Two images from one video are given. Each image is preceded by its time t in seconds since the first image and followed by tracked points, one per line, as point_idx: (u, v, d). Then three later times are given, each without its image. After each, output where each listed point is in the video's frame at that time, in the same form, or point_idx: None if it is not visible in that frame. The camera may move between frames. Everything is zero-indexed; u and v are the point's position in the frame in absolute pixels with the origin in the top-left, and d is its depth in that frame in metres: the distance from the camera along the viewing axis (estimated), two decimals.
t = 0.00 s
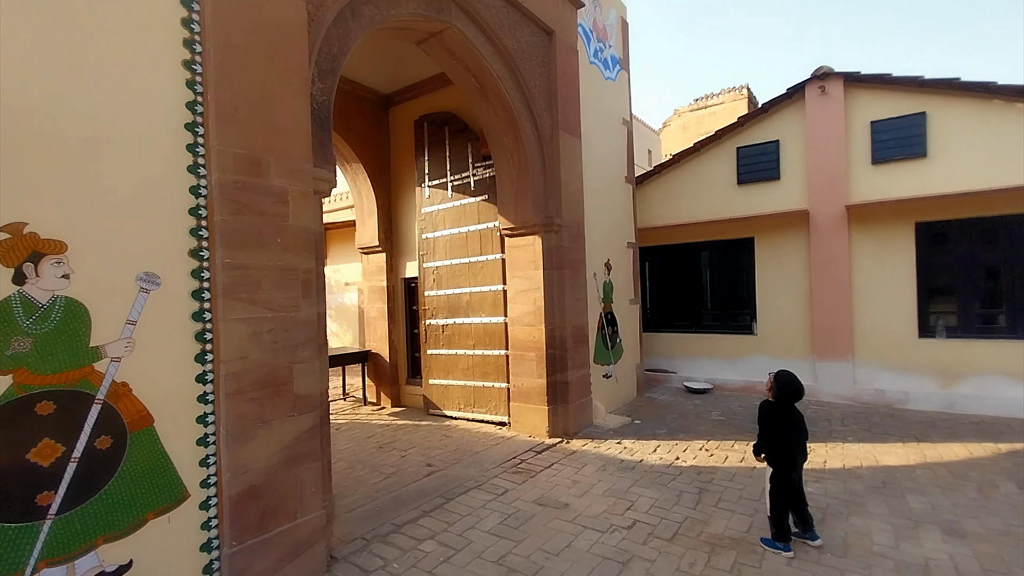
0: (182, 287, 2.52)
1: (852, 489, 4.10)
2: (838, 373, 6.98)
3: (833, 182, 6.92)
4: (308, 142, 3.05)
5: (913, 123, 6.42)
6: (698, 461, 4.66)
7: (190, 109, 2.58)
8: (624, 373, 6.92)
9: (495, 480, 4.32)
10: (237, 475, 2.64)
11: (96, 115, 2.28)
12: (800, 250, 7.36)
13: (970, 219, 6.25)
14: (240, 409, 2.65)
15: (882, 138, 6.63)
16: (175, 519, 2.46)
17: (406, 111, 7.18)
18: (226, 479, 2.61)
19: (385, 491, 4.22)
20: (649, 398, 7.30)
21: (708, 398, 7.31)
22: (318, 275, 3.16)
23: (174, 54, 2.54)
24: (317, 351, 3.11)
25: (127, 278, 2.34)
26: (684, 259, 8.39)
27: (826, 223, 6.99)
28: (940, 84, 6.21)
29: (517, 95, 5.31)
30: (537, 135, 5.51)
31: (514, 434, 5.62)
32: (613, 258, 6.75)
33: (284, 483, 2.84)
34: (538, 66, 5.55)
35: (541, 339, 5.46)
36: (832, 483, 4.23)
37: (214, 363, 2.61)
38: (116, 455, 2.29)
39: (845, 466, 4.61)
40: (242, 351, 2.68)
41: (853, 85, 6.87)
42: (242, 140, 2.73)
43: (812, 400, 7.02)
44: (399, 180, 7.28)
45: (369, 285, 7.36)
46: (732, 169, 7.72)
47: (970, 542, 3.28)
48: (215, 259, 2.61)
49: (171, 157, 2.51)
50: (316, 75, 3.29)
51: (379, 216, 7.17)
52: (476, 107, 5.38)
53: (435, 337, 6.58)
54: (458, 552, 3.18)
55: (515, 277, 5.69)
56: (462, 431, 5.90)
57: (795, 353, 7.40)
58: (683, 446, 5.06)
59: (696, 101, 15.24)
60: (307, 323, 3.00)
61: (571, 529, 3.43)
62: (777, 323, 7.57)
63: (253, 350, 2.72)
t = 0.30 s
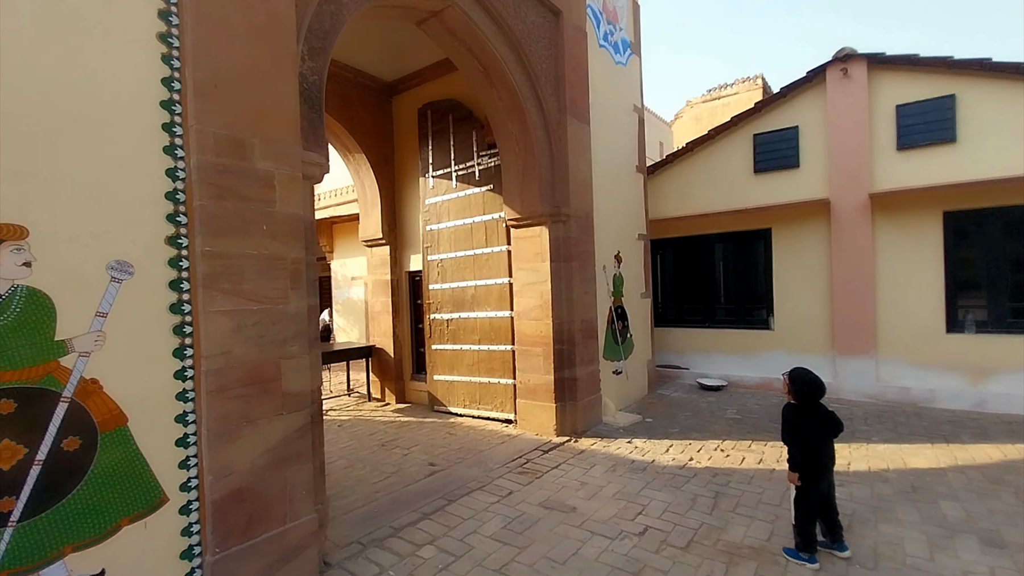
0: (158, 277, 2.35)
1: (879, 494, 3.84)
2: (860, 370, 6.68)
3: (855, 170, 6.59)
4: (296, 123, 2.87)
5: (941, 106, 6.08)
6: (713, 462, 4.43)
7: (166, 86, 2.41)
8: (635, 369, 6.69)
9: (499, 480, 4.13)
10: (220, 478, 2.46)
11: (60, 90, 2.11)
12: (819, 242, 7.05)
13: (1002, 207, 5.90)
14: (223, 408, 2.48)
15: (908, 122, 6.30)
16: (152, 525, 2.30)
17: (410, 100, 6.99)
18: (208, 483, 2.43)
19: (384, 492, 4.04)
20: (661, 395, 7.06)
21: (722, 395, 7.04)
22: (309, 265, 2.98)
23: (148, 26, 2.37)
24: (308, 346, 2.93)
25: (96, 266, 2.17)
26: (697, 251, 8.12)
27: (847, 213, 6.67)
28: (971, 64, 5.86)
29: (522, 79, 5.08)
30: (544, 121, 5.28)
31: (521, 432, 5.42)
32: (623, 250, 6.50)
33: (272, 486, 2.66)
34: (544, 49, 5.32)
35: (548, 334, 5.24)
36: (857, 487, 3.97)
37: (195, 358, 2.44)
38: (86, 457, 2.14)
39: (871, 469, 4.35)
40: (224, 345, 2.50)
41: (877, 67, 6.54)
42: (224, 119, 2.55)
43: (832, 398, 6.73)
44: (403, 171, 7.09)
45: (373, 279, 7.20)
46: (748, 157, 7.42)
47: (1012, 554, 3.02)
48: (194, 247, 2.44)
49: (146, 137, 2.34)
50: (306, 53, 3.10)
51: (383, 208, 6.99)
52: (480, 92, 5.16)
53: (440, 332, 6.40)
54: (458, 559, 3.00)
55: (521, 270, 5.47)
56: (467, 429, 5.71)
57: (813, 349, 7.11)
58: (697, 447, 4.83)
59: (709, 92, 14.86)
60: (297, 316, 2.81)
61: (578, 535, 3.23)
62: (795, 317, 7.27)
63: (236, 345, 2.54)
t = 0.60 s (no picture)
0: (122, 272, 2.11)
1: (916, 507, 3.54)
2: (884, 370, 6.35)
3: (881, 159, 6.25)
4: (280, 104, 2.61)
5: (975, 90, 5.71)
6: (733, 470, 4.15)
7: (131, 59, 2.17)
8: (647, 369, 6.41)
9: (505, 489, 3.88)
10: (194, 494, 2.23)
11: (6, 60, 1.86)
12: (841, 235, 6.71)
13: None
14: (197, 417, 2.24)
15: (939, 108, 5.93)
16: (117, 548, 2.08)
17: (412, 88, 6.73)
18: (181, 500, 2.20)
19: (383, 500, 3.81)
20: (673, 395, 6.77)
21: (738, 396, 6.74)
22: (296, 260, 2.73)
23: None
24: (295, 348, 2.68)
25: (50, 260, 1.94)
26: (711, 246, 7.83)
27: (872, 204, 6.33)
28: (1007, 45, 5.49)
29: (529, 63, 4.81)
30: (552, 108, 5.00)
31: (528, 435, 5.16)
32: (635, 244, 6.21)
33: (254, 502, 2.42)
34: (552, 31, 5.03)
35: (557, 333, 4.97)
36: (891, 499, 3.68)
37: (165, 363, 2.20)
38: (39, 475, 1.91)
39: (903, 478, 4.05)
40: (198, 348, 2.26)
41: (904, 50, 6.18)
42: (197, 97, 2.30)
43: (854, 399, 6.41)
44: (405, 162, 6.84)
45: (375, 275, 6.96)
46: (765, 146, 7.09)
47: None
48: (163, 238, 2.20)
49: (107, 116, 2.10)
50: (293, 28, 2.85)
51: (384, 202, 6.75)
52: (484, 76, 4.88)
53: (444, 330, 6.15)
54: None
55: (528, 265, 5.20)
56: (471, 431, 5.47)
57: (834, 347, 6.78)
58: (715, 452, 4.55)
59: (720, 84, 14.45)
60: (281, 315, 2.56)
61: (590, 552, 2.97)
62: (815, 315, 6.95)
63: (212, 348, 2.30)
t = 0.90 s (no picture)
0: (85, 270, 1.93)
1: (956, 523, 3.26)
2: (913, 372, 6.02)
3: (910, 148, 5.90)
4: (263, 87, 2.42)
5: (1014, 73, 5.34)
6: (755, 479, 3.89)
7: (95, 37, 1.98)
8: (661, 370, 6.14)
9: (510, 499, 3.66)
10: (167, 511, 2.05)
11: None
12: (867, 229, 6.38)
13: None
14: (170, 428, 2.06)
15: (974, 93, 5.58)
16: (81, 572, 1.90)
17: (417, 80, 6.52)
18: (152, 518, 2.02)
19: (382, 510, 3.62)
20: (689, 397, 6.50)
21: (757, 398, 6.45)
22: (282, 257, 2.54)
23: None
24: (281, 352, 2.49)
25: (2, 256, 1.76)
26: (728, 241, 7.53)
27: (900, 196, 5.99)
28: None
29: (537, 49, 4.57)
30: (561, 96, 4.75)
31: (536, 439, 4.94)
32: (648, 240, 5.94)
33: (234, 518, 2.24)
34: (561, 15, 4.79)
35: (566, 333, 4.74)
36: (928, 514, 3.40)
37: (134, 369, 2.02)
38: None
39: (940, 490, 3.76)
40: (171, 352, 2.07)
41: (936, 32, 5.82)
42: (170, 79, 2.11)
43: (881, 402, 6.08)
44: (410, 156, 6.64)
45: (380, 272, 6.79)
46: (786, 136, 6.78)
47: None
48: (131, 233, 2.01)
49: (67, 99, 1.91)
50: (279, 7, 2.65)
51: (389, 197, 6.55)
52: (490, 64, 4.64)
53: (450, 330, 5.95)
54: None
55: (536, 262, 4.97)
56: (477, 434, 5.26)
57: (859, 348, 6.46)
58: (734, 460, 4.28)
59: (735, 77, 14.03)
60: (265, 316, 2.37)
61: (601, 571, 2.74)
62: (839, 313, 6.62)
63: (186, 352, 2.11)
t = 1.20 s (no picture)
0: (45, 263, 1.77)
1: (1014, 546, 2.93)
2: (956, 375, 5.60)
3: (954, 134, 5.47)
4: (244, 65, 2.24)
5: None
6: (784, 492, 3.59)
7: (57, 9, 1.82)
8: (681, 371, 5.84)
9: (518, 508, 3.44)
10: (137, 525, 1.88)
11: None
12: (906, 222, 5.97)
13: None
14: (139, 435, 1.90)
15: None
16: None
17: (428, 71, 6.33)
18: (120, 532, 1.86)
19: (384, 517, 3.44)
20: (711, 400, 6.18)
21: (785, 401, 6.09)
22: (266, 249, 2.36)
23: None
24: (265, 351, 2.32)
25: None
26: (754, 236, 7.18)
27: (942, 186, 5.57)
28: None
29: (549, 32, 4.33)
30: (574, 82, 4.50)
31: (549, 443, 4.71)
32: (668, 234, 5.64)
33: (213, 532, 2.07)
34: None
35: (580, 331, 4.49)
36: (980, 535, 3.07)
37: (101, 370, 1.87)
38: None
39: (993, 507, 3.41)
40: (141, 352, 1.91)
41: (983, 7, 5.38)
42: (139, 55, 1.94)
43: (921, 408, 5.68)
44: (421, 150, 6.45)
45: (390, 269, 6.63)
46: (816, 124, 6.39)
47: None
48: (97, 222, 1.85)
49: (26, 76, 1.75)
50: None
51: (400, 191, 6.38)
52: (499, 49, 4.41)
53: (461, 328, 5.76)
54: None
55: (548, 257, 4.73)
56: (488, 436, 5.06)
57: (896, 349, 6.06)
58: (760, 470, 3.98)
59: (761, 68, 13.50)
60: (247, 313, 2.19)
61: None
62: (874, 311, 6.23)
63: (158, 352, 1.95)
